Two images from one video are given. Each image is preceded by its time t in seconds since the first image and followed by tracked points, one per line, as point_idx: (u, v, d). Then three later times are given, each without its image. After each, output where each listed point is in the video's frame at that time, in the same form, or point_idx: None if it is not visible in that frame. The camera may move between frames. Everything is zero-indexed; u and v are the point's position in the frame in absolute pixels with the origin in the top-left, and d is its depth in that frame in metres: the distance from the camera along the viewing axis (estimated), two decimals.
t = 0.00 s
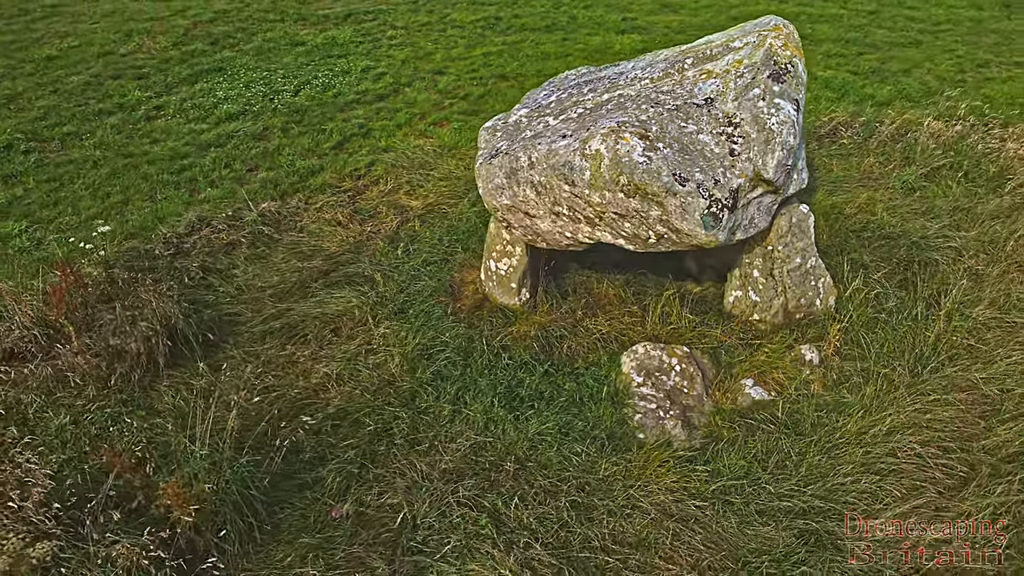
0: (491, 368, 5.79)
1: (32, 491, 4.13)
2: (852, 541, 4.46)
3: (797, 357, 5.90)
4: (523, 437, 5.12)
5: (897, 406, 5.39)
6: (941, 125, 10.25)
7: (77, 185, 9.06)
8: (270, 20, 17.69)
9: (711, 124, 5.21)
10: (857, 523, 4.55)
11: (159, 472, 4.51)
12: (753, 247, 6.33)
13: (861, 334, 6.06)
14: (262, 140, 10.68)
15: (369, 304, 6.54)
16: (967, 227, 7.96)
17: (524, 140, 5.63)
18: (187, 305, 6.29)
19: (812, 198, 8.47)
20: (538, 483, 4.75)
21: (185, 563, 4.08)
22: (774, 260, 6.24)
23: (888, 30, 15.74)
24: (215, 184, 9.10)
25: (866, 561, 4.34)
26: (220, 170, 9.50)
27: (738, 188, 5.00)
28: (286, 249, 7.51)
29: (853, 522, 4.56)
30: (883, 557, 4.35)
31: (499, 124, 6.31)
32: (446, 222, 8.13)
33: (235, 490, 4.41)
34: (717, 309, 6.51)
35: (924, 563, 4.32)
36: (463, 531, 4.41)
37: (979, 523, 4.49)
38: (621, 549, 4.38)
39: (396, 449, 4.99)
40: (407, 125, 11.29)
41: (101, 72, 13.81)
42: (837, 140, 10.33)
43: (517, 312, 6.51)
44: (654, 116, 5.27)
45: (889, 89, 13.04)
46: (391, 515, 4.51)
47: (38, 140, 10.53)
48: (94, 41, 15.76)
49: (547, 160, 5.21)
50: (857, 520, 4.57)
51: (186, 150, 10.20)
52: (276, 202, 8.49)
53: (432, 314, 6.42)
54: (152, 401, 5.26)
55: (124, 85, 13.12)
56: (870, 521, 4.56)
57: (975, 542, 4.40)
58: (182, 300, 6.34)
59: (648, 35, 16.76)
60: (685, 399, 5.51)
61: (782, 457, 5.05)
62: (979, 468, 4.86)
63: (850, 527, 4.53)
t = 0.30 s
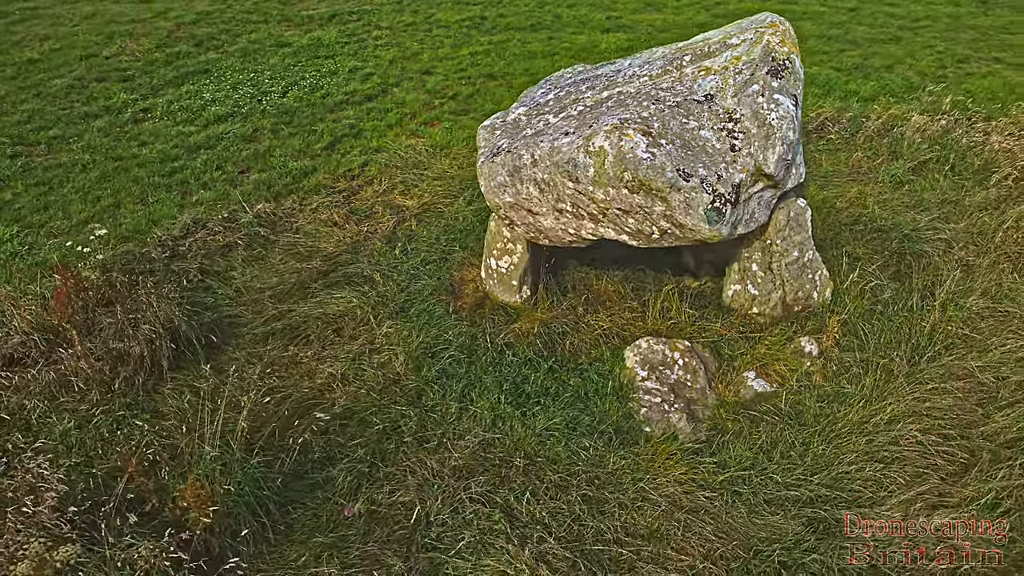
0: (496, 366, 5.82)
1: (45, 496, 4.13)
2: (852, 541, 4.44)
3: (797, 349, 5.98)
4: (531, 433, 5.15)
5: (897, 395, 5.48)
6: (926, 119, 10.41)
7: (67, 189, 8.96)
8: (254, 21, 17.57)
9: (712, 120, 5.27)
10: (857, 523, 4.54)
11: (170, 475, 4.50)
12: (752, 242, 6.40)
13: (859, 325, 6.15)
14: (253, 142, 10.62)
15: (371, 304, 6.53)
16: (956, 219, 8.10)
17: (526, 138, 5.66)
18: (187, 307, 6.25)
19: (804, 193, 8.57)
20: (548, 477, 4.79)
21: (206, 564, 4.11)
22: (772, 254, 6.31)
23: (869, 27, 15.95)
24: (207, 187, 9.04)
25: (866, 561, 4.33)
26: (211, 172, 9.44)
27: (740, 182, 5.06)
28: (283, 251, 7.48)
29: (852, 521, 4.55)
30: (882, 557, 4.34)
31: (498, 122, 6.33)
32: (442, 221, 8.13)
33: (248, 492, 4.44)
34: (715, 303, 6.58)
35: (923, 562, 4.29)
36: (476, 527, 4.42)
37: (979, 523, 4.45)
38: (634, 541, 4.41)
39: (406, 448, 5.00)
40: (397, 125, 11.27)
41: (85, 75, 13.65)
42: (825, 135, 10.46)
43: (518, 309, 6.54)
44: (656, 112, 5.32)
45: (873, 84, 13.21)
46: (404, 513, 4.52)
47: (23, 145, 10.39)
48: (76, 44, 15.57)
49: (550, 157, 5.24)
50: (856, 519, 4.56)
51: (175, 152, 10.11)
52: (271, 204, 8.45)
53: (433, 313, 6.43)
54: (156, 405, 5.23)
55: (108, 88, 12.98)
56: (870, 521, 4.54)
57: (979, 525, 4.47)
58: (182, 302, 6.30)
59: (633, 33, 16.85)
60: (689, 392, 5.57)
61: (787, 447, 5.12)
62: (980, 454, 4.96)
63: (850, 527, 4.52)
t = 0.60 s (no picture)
0: (500, 362, 5.84)
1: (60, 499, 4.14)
2: (852, 541, 4.40)
3: (796, 340, 6.06)
4: (539, 428, 5.18)
5: (896, 384, 5.58)
6: (911, 113, 10.58)
7: (57, 193, 8.86)
8: (237, 22, 17.44)
9: (712, 116, 5.33)
10: (857, 524, 4.50)
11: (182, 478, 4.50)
12: (750, 236, 6.48)
13: (856, 316, 6.25)
14: (243, 143, 10.55)
15: (372, 303, 6.53)
16: (945, 211, 8.25)
17: (527, 136, 5.69)
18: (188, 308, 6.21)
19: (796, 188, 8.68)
20: (558, 472, 4.82)
21: (224, 564, 4.12)
22: (771, 248, 6.40)
23: (850, 24, 16.16)
24: (199, 189, 8.97)
25: (867, 561, 4.30)
26: (203, 174, 9.37)
27: (742, 177, 5.12)
28: (281, 252, 7.45)
29: (853, 521, 4.51)
30: (882, 558, 4.31)
31: (497, 120, 6.36)
32: (439, 220, 8.14)
33: (261, 492, 4.43)
34: (714, 297, 6.65)
35: (923, 563, 4.27)
36: (490, 522, 4.45)
37: (980, 523, 4.44)
38: (646, 533, 4.45)
39: (415, 445, 5.01)
40: (388, 125, 11.26)
41: (68, 78, 13.48)
42: (813, 131, 10.60)
43: (520, 306, 6.57)
44: (657, 108, 5.37)
45: (857, 80, 13.39)
46: (417, 510, 4.54)
47: (9, 149, 10.25)
48: (57, 46, 15.37)
49: (554, 154, 5.27)
50: (857, 519, 4.52)
51: (165, 154, 10.03)
52: (266, 205, 8.41)
53: (435, 311, 6.44)
54: (161, 407, 5.19)
55: (93, 91, 12.83)
56: (870, 522, 4.51)
57: (983, 508, 4.55)
58: (182, 303, 6.25)
59: (618, 32, 16.94)
60: (693, 385, 5.63)
61: (791, 437, 5.19)
62: (982, 439, 5.05)
63: (850, 528, 4.48)
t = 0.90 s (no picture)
0: (505, 359, 5.87)
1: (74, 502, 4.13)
2: (852, 540, 4.40)
3: (795, 332, 6.15)
4: (546, 423, 5.21)
5: (894, 373, 5.68)
6: (896, 108, 10.75)
7: (47, 197, 8.76)
8: (220, 23, 17.31)
9: (712, 111, 5.40)
10: (856, 523, 4.49)
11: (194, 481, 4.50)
12: (748, 230, 6.56)
13: (853, 308, 6.35)
14: (234, 145, 10.49)
15: (373, 303, 6.53)
16: (933, 204, 8.40)
17: (528, 133, 5.72)
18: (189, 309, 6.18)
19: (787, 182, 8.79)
20: (567, 465, 4.85)
21: (244, 563, 4.12)
22: (768, 241, 6.48)
23: (831, 21, 16.37)
24: (192, 191, 8.91)
25: (866, 561, 4.30)
26: (195, 176, 9.31)
27: (743, 171, 5.20)
28: (278, 252, 7.43)
29: (853, 521, 4.50)
30: (882, 558, 4.31)
31: (496, 118, 6.38)
32: (436, 219, 8.16)
33: (274, 492, 4.43)
34: (713, 291, 6.73)
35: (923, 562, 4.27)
36: (503, 516, 4.48)
37: (980, 523, 4.44)
38: (657, 523, 4.49)
39: (424, 442, 5.03)
40: (379, 125, 11.24)
41: (52, 81, 13.31)
42: (801, 126, 10.73)
43: (521, 303, 6.60)
44: (658, 105, 5.42)
45: (841, 77, 13.57)
46: (430, 506, 4.56)
47: None
48: (38, 49, 15.17)
49: (557, 151, 5.31)
50: (857, 518, 4.52)
51: (155, 157, 9.94)
52: (260, 206, 8.38)
53: (437, 309, 6.45)
54: (167, 409, 5.17)
55: (77, 93, 12.68)
56: (870, 521, 4.50)
57: (983, 492, 4.65)
58: (183, 305, 6.22)
59: (604, 30, 17.02)
60: (696, 378, 5.69)
61: (794, 427, 5.27)
62: (980, 425, 5.16)
63: (850, 526, 4.47)
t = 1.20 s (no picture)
0: (508, 355, 5.90)
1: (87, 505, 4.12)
2: (852, 541, 4.39)
3: (794, 325, 6.24)
4: (553, 418, 5.25)
5: (891, 362, 5.79)
6: (880, 103, 10.91)
7: (37, 201, 8.66)
8: (204, 25, 17.17)
9: (711, 107, 5.46)
10: (856, 523, 4.47)
11: (205, 483, 4.49)
12: (745, 224, 6.63)
13: (849, 300, 6.46)
14: (224, 146, 10.43)
15: (374, 302, 6.53)
16: (921, 196, 8.54)
17: (529, 130, 5.76)
18: (190, 311, 6.15)
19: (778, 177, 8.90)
20: (576, 459, 4.89)
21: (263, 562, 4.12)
22: (765, 235, 6.55)
23: (813, 18, 16.56)
24: (185, 193, 8.85)
25: (865, 562, 4.28)
26: (187, 179, 9.24)
27: (743, 166, 5.26)
28: (276, 253, 7.40)
29: (853, 521, 4.48)
30: (882, 559, 4.29)
31: (495, 116, 6.42)
32: (432, 218, 8.17)
33: (286, 492, 4.44)
34: (711, 286, 6.80)
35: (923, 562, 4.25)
36: (515, 511, 4.51)
37: (979, 523, 4.43)
38: (668, 514, 4.54)
39: (432, 439, 5.05)
40: (369, 125, 11.22)
41: (35, 84, 13.15)
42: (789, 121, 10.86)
43: (522, 299, 6.63)
44: (658, 101, 5.47)
45: (825, 73, 13.74)
46: (441, 502, 4.58)
47: None
48: (19, 52, 14.97)
49: (559, 148, 5.36)
50: (857, 518, 4.49)
51: (145, 159, 9.86)
52: (255, 207, 8.34)
53: (439, 307, 6.46)
54: (172, 411, 5.14)
55: (62, 96, 12.54)
56: (870, 521, 4.48)
57: (984, 477, 4.76)
58: (183, 307, 6.18)
59: (589, 29, 17.09)
60: (698, 370, 5.76)
61: (797, 417, 5.35)
62: (977, 412, 5.26)
63: (850, 527, 4.45)
